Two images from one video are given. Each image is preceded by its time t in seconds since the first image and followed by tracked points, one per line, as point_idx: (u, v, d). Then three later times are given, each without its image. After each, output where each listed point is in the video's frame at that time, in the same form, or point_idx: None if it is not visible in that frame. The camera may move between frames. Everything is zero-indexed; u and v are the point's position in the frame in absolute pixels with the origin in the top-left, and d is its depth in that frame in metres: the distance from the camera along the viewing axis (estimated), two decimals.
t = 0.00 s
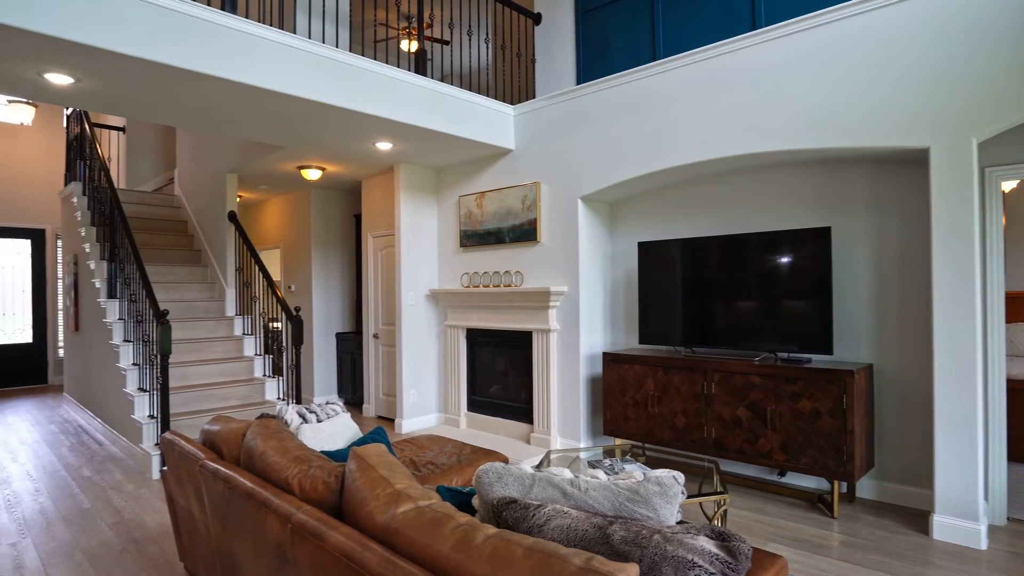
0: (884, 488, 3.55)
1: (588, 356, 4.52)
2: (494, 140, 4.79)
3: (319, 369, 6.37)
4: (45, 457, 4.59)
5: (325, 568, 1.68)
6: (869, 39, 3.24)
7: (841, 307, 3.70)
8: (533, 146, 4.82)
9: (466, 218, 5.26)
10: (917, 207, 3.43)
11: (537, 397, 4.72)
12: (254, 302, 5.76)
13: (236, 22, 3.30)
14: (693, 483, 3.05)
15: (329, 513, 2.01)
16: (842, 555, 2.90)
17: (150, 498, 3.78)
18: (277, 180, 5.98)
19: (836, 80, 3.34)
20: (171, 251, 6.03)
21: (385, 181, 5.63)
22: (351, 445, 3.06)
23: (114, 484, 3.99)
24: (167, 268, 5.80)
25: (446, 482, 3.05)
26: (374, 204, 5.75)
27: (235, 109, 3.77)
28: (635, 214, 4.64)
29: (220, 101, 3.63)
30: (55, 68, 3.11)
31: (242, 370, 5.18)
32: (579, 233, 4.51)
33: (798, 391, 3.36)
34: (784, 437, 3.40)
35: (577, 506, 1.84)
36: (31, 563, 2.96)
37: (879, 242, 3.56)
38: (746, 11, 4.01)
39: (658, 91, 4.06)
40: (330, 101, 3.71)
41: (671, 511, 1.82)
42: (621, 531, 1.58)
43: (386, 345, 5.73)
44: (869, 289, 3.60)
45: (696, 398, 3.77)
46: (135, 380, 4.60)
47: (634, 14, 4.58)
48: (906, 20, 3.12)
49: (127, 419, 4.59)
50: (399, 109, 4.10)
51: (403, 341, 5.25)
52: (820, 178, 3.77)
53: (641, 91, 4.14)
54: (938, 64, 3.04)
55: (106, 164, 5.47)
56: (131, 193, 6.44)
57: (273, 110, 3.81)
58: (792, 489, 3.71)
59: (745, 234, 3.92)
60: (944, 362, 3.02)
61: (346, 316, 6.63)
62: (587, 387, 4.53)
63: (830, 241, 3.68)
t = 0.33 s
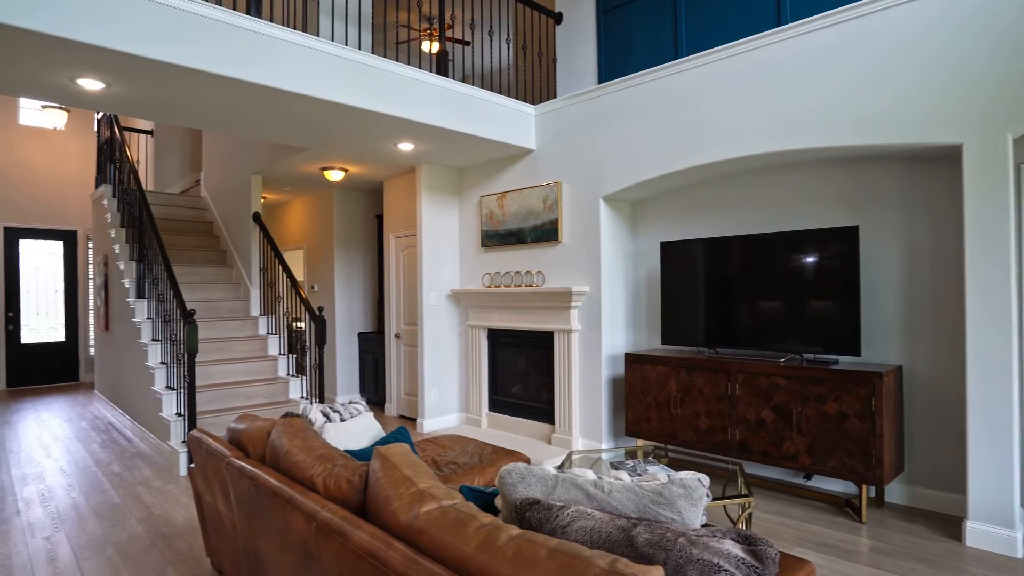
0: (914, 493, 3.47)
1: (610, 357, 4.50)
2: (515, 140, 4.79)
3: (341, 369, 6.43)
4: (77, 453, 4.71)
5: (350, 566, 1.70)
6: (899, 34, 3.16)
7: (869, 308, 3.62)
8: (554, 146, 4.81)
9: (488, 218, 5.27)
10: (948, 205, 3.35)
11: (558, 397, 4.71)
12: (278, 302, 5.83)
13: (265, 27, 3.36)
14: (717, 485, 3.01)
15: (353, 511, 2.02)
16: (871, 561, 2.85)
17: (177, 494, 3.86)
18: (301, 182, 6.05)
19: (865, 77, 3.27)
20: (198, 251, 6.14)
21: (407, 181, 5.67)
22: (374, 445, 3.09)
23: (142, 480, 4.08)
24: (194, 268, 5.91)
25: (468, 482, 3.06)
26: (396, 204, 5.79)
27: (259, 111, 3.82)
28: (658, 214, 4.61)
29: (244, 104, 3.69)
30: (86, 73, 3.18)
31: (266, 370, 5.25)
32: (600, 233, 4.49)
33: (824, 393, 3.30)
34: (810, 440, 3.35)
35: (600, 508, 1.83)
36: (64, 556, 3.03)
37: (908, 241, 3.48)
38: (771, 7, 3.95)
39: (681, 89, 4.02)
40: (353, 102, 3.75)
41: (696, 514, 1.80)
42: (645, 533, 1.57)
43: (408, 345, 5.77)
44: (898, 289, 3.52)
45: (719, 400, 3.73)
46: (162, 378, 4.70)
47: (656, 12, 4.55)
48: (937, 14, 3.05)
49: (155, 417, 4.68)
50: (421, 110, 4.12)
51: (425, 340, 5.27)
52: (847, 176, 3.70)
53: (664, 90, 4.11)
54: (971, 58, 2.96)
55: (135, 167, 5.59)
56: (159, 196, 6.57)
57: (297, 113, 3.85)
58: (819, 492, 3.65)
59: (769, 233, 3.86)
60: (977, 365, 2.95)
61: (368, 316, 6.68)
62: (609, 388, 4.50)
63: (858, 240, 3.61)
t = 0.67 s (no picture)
0: (945, 498, 3.40)
1: (632, 357, 4.47)
2: (536, 140, 4.78)
3: (363, 368, 6.49)
4: (106, 449, 4.81)
5: (374, 564, 1.71)
6: (930, 28, 3.09)
7: (898, 308, 3.55)
8: (575, 145, 4.79)
9: (509, 218, 5.27)
10: (981, 203, 3.26)
11: (579, 398, 4.70)
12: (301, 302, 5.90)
13: (292, 31, 3.41)
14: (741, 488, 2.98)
15: (376, 510, 2.04)
16: (900, 567, 2.79)
17: (204, 491, 3.92)
18: (323, 183, 6.11)
19: (893, 72, 3.20)
20: (222, 252, 6.24)
21: (428, 182, 5.70)
22: (396, 444, 3.10)
23: (170, 476, 4.16)
24: (219, 269, 6.00)
25: (490, 482, 3.06)
26: (417, 205, 5.82)
27: (282, 113, 3.86)
28: (680, 213, 4.57)
29: (268, 107, 3.74)
30: (115, 78, 3.25)
31: (290, 369, 5.32)
32: (622, 233, 4.47)
33: (852, 395, 3.24)
34: (837, 442, 3.29)
35: (624, 509, 1.81)
36: (95, 551, 3.10)
37: (939, 240, 3.40)
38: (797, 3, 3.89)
39: (703, 87, 3.98)
40: (375, 103, 3.77)
41: (721, 518, 1.78)
42: (670, 536, 1.55)
43: (429, 345, 5.80)
44: (928, 289, 3.45)
45: (743, 401, 3.69)
46: (189, 377, 4.78)
47: (679, 9, 4.51)
48: (969, 6, 2.97)
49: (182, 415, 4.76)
50: (443, 110, 4.13)
51: (447, 341, 5.30)
52: (875, 174, 3.63)
53: (686, 88, 4.07)
54: (1005, 50, 2.88)
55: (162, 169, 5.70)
56: (185, 198, 6.69)
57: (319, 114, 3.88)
58: (846, 497, 3.59)
59: (794, 232, 3.81)
60: (1011, 366, 2.87)
61: (389, 316, 6.73)
62: (630, 389, 4.48)
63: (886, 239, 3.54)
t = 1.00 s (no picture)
0: (976, 503, 3.31)
1: (652, 358, 4.44)
2: (556, 140, 4.77)
3: (384, 368, 6.53)
4: (133, 447, 4.90)
5: (396, 564, 1.71)
6: (960, 21, 3.01)
7: (926, 309, 3.48)
8: (595, 145, 4.77)
9: (528, 218, 5.26)
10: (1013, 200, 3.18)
11: (599, 398, 4.68)
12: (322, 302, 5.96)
13: (313, 34, 3.45)
14: (764, 491, 2.94)
15: (397, 510, 2.05)
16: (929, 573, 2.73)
17: (227, 488, 3.98)
18: (344, 184, 6.16)
19: (921, 68, 3.13)
20: (245, 253, 6.32)
21: (448, 182, 5.71)
22: (417, 444, 3.11)
23: (194, 474, 4.22)
24: (241, 269, 6.09)
25: (510, 482, 3.06)
26: (437, 206, 5.85)
27: (303, 115, 3.89)
28: (702, 213, 4.53)
29: (289, 109, 3.78)
30: (139, 82, 3.30)
31: (311, 368, 5.37)
32: (643, 233, 4.43)
33: (878, 398, 3.18)
34: (862, 445, 3.23)
35: (646, 511, 1.80)
36: (123, 546, 3.16)
37: (969, 239, 3.33)
38: None
39: (724, 85, 3.94)
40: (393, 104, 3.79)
41: (744, 521, 1.76)
42: (693, 539, 1.53)
43: (449, 345, 5.82)
44: (958, 289, 3.37)
45: (766, 403, 3.64)
46: (212, 376, 4.85)
47: (700, 7, 4.47)
48: None
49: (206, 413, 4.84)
50: (463, 110, 4.14)
51: (466, 340, 5.30)
52: (902, 172, 3.56)
53: (706, 86, 4.03)
54: None
55: (186, 172, 5.79)
56: (209, 200, 6.79)
57: (339, 115, 3.91)
58: (872, 501, 3.53)
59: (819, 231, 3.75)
60: None
61: (409, 316, 6.76)
62: (651, 389, 4.45)
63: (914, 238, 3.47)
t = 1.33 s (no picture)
0: (1006, 509, 3.24)
1: (671, 359, 4.41)
2: (574, 139, 4.75)
3: (402, 367, 6.57)
4: (157, 444, 4.99)
5: (416, 563, 1.72)
6: (989, 14, 2.93)
7: (953, 310, 3.41)
8: (613, 144, 4.75)
9: (546, 218, 5.25)
10: None
11: (617, 399, 4.66)
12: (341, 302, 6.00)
13: (333, 37, 3.47)
14: (785, 493, 2.90)
15: (417, 509, 2.05)
16: None
17: (249, 486, 4.03)
18: (362, 184, 6.20)
19: (947, 62, 3.05)
20: (265, 253, 6.40)
21: (466, 182, 5.73)
22: (436, 444, 3.12)
23: (216, 471, 4.28)
24: (262, 269, 6.16)
25: (529, 483, 3.06)
26: (455, 205, 5.87)
27: (323, 116, 3.92)
28: (721, 212, 4.48)
29: (309, 111, 3.81)
30: (163, 85, 3.36)
31: (331, 368, 5.42)
32: (662, 233, 4.40)
33: (904, 399, 3.12)
34: (887, 448, 3.17)
35: (667, 513, 1.78)
36: (147, 542, 3.21)
37: (999, 238, 3.25)
38: None
39: (744, 82, 3.89)
40: (411, 104, 3.80)
41: (767, 524, 1.74)
42: (715, 542, 1.50)
43: (467, 345, 5.84)
44: (987, 290, 3.30)
45: (788, 404, 3.59)
46: (233, 375, 4.92)
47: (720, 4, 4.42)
48: None
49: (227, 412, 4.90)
50: (481, 111, 4.15)
51: (483, 340, 5.30)
52: (929, 170, 3.49)
53: (726, 83, 3.99)
54: None
55: (208, 173, 5.87)
56: (231, 201, 6.88)
57: (357, 116, 3.94)
58: (897, 505, 3.47)
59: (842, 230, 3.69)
60: None
61: (427, 316, 6.79)
62: (670, 390, 4.41)
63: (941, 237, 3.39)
